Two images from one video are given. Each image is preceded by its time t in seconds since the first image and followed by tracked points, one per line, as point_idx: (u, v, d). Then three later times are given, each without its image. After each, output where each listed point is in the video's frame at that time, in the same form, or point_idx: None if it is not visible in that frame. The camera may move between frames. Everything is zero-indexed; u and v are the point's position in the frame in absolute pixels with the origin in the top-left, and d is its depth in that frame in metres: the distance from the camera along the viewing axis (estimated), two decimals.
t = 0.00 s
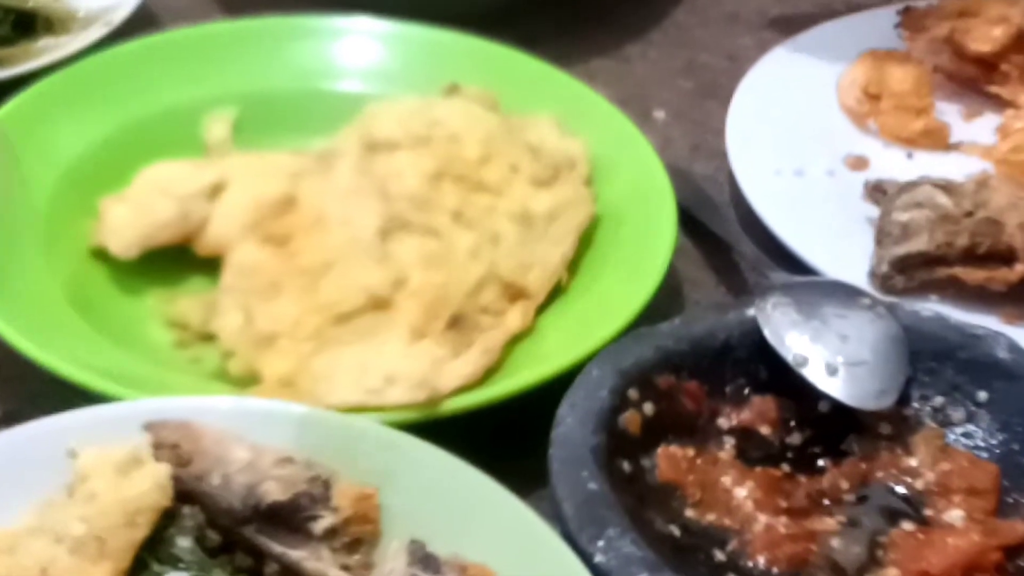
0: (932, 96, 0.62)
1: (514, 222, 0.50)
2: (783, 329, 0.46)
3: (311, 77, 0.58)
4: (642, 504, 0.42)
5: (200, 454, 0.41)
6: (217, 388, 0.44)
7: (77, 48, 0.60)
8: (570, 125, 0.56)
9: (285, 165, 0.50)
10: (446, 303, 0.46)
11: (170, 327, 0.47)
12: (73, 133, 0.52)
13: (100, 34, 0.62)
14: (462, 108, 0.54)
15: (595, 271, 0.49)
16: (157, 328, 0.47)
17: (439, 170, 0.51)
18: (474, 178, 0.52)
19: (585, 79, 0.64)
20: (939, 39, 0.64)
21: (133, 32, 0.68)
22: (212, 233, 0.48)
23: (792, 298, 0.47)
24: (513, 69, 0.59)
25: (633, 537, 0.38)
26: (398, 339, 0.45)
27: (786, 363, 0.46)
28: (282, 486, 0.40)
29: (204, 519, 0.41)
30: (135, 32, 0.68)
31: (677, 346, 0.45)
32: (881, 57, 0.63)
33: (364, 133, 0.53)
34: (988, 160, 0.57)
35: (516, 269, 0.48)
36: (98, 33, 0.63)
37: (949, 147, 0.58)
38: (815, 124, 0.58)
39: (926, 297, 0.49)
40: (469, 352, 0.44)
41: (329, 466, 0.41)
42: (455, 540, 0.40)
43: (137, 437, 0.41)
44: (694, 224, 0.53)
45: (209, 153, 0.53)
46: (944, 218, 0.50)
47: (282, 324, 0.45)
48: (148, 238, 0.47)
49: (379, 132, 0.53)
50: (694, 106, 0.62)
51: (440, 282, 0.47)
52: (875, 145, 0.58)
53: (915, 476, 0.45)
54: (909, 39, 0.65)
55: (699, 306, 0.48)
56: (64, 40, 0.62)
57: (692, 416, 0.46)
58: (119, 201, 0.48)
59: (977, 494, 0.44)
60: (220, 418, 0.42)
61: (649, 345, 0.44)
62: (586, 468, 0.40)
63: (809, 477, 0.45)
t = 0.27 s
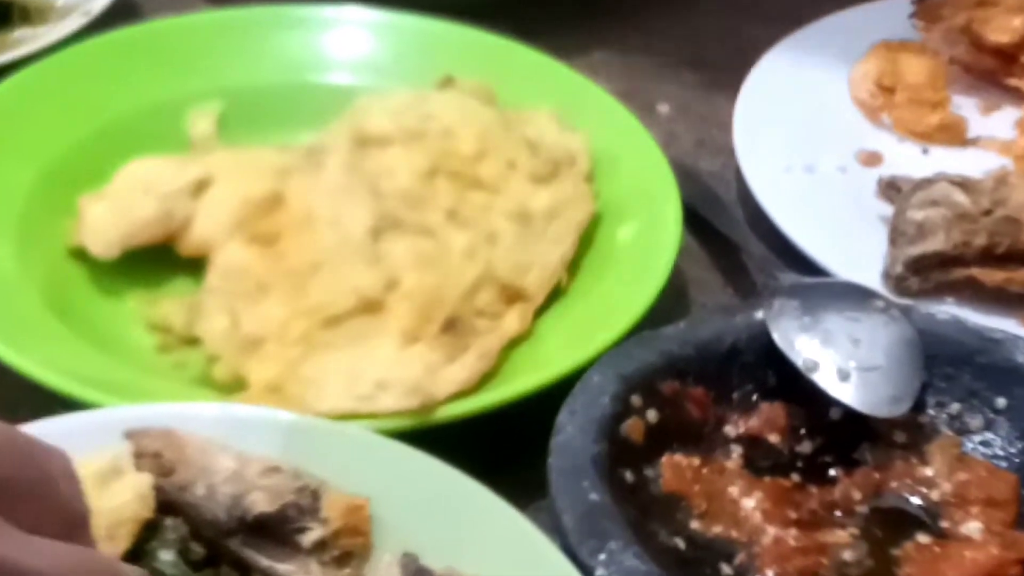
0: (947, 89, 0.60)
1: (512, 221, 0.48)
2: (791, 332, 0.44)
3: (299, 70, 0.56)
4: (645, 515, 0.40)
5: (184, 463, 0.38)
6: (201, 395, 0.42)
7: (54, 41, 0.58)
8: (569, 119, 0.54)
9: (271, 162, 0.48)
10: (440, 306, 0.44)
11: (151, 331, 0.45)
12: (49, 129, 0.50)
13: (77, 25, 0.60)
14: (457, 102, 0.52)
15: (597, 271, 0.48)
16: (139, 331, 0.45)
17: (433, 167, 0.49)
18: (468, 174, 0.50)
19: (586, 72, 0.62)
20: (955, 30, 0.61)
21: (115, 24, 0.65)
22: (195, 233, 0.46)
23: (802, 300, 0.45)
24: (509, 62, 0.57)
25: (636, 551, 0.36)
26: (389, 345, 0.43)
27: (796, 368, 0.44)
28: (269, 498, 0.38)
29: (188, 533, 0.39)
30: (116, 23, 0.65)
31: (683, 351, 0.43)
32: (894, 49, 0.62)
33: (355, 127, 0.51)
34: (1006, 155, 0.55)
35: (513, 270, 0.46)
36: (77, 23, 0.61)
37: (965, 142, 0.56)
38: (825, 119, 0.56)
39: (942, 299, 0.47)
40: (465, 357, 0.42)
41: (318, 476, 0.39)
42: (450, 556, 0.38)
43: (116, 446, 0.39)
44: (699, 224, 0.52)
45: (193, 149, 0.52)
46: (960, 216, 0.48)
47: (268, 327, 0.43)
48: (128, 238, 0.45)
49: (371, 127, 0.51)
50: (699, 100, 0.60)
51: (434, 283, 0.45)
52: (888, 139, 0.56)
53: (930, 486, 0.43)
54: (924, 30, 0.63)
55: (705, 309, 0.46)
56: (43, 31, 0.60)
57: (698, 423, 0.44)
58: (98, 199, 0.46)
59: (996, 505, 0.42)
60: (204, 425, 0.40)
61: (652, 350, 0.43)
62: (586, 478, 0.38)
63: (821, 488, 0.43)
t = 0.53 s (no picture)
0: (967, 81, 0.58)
1: (509, 219, 0.46)
2: (801, 336, 0.43)
3: (286, 61, 0.54)
4: (649, 528, 0.38)
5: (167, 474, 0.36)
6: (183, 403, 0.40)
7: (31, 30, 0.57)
8: (569, 113, 0.52)
9: (257, 157, 0.46)
10: (434, 309, 0.42)
11: (131, 334, 0.43)
12: (21, 127, 0.48)
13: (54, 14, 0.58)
14: (452, 95, 0.50)
15: (598, 272, 0.46)
16: (118, 335, 0.43)
17: (426, 163, 0.47)
18: (463, 171, 0.48)
19: (588, 65, 0.60)
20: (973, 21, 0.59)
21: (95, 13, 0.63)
22: (177, 232, 0.44)
23: (813, 302, 0.43)
24: (508, 52, 0.55)
25: (639, 565, 0.34)
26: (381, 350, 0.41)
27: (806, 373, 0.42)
28: (255, 510, 0.36)
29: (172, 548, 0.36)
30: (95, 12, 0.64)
31: (689, 355, 0.41)
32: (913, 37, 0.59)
33: (346, 120, 0.49)
34: None
35: (511, 271, 0.44)
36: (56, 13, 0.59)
37: (984, 136, 0.54)
38: (835, 113, 0.55)
39: (959, 301, 0.45)
40: (460, 363, 0.40)
41: (306, 487, 0.38)
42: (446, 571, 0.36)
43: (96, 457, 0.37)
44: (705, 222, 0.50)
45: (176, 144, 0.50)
46: (979, 214, 0.45)
47: (254, 330, 0.41)
48: (107, 238, 0.44)
49: (362, 121, 0.49)
50: (705, 93, 0.59)
51: (429, 284, 0.43)
52: (903, 134, 0.54)
53: (948, 497, 0.41)
54: (942, 20, 0.61)
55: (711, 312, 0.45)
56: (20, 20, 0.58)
57: (704, 431, 0.42)
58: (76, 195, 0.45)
59: (1016, 517, 0.40)
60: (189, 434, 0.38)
61: (657, 355, 0.41)
62: (587, 488, 0.36)
63: (834, 499, 0.41)
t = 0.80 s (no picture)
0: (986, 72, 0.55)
1: (506, 217, 0.44)
2: (813, 341, 0.40)
3: (269, 53, 0.53)
4: (653, 540, 0.36)
5: (146, 486, 0.35)
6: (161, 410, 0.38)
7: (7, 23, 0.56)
8: (569, 108, 0.50)
9: (241, 153, 0.44)
10: (428, 312, 0.40)
11: (109, 337, 0.41)
12: None
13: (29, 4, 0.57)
14: (445, 86, 0.48)
15: (600, 272, 0.44)
16: (97, 338, 0.41)
17: (420, 159, 0.45)
18: (459, 167, 0.46)
19: (590, 56, 0.58)
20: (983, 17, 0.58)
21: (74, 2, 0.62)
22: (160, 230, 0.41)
23: (827, 302, 0.41)
24: (504, 41, 0.52)
25: None
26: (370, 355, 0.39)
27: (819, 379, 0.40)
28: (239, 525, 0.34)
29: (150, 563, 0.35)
30: None
31: (694, 360, 0.39)
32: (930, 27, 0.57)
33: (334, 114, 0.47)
34: None
35: (508, 272, 0.42)
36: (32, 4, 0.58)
37: (1004, 132, 0.52)
38: (847, 107, 0.53)
39: (979, 305, 0.43)
40: (455, 368, 0.39)
41: (293, 498, 0.35)
42: None
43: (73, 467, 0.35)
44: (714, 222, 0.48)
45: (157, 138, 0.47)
46: (998, 213, 0.43)
47: (238, 333, 0.39)
48: (84, 237, 0.42)
49: (351, 114, 0.47)
50: (711, 86, 0.57)
51: (421, 286, 0.41)
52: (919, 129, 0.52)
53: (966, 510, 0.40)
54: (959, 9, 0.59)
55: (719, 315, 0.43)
56: None
57: (711, 439, 0.40)
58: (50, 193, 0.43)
59: None
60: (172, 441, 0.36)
61: (661, 360, 0.39)
62: (587, 501, 0.34)
63: (846, 510, 0.39)
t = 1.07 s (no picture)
0: None
1: (505, 216, 0.40)
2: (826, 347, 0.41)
3: (242, 42, 0.45)
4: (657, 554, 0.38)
5: (123, 497, 0.38)
6: (143, 419, 0.38)
7: None
8: (572, 97, 0.46)
9: (224, 149, 0.39)
10: (420, 315, 0.37)
11: (86, 343, 0.40)
12: None
13: None
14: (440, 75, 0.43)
15: (604, 278, 0.42)
16: (72, 344, 0.40)
17: (413, 153, 0.40)
18: (454, 163, 0.40)
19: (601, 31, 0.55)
20: None
21: None
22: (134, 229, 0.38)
23: (840, 308, 0.42)
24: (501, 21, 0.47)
25: None
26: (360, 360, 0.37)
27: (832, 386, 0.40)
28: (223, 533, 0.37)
29: None
30: None
31: (700, 365, 0.41)
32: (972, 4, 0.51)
33: (323, 106, 0.42)
34: None
35: (506, 273, 0.39)
36: None
37: None
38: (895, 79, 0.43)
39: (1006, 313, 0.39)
40: (449, 373, 0.38)
41: (278, 512, 0.38)
42: None
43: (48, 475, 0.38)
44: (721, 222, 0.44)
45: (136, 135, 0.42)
46: None
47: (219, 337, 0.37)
48: (58, 241, 0.39)
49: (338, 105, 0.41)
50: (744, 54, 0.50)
51: (414, 288, 0.38)
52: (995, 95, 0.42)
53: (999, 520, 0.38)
54: None
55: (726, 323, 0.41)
56: None
57: (720, 449, 0.40)
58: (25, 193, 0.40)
59: None
60: (149, 453, 0.38)
61: (666, 365, 0.40)
62: (586, 512, 0.38)
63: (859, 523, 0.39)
